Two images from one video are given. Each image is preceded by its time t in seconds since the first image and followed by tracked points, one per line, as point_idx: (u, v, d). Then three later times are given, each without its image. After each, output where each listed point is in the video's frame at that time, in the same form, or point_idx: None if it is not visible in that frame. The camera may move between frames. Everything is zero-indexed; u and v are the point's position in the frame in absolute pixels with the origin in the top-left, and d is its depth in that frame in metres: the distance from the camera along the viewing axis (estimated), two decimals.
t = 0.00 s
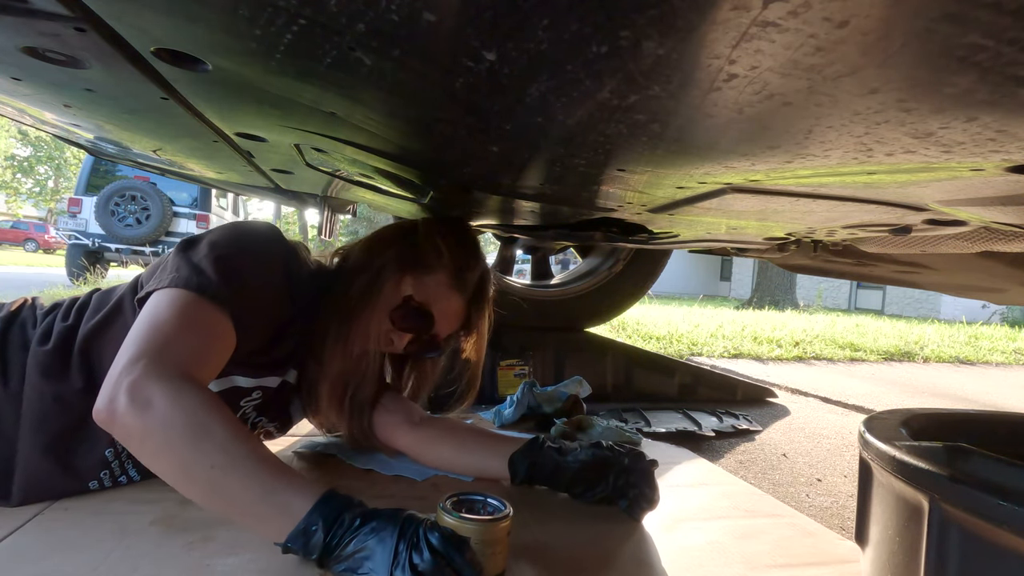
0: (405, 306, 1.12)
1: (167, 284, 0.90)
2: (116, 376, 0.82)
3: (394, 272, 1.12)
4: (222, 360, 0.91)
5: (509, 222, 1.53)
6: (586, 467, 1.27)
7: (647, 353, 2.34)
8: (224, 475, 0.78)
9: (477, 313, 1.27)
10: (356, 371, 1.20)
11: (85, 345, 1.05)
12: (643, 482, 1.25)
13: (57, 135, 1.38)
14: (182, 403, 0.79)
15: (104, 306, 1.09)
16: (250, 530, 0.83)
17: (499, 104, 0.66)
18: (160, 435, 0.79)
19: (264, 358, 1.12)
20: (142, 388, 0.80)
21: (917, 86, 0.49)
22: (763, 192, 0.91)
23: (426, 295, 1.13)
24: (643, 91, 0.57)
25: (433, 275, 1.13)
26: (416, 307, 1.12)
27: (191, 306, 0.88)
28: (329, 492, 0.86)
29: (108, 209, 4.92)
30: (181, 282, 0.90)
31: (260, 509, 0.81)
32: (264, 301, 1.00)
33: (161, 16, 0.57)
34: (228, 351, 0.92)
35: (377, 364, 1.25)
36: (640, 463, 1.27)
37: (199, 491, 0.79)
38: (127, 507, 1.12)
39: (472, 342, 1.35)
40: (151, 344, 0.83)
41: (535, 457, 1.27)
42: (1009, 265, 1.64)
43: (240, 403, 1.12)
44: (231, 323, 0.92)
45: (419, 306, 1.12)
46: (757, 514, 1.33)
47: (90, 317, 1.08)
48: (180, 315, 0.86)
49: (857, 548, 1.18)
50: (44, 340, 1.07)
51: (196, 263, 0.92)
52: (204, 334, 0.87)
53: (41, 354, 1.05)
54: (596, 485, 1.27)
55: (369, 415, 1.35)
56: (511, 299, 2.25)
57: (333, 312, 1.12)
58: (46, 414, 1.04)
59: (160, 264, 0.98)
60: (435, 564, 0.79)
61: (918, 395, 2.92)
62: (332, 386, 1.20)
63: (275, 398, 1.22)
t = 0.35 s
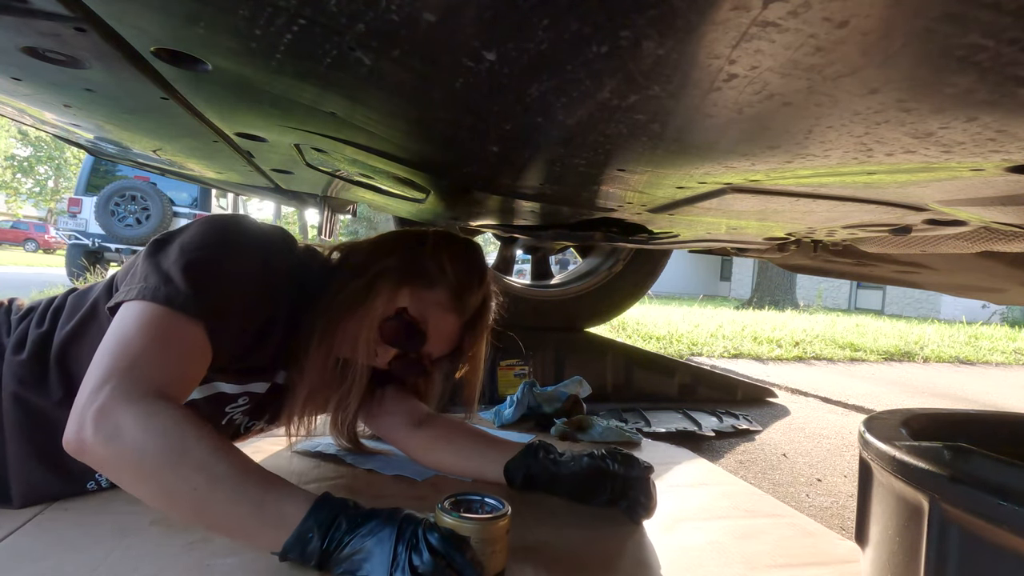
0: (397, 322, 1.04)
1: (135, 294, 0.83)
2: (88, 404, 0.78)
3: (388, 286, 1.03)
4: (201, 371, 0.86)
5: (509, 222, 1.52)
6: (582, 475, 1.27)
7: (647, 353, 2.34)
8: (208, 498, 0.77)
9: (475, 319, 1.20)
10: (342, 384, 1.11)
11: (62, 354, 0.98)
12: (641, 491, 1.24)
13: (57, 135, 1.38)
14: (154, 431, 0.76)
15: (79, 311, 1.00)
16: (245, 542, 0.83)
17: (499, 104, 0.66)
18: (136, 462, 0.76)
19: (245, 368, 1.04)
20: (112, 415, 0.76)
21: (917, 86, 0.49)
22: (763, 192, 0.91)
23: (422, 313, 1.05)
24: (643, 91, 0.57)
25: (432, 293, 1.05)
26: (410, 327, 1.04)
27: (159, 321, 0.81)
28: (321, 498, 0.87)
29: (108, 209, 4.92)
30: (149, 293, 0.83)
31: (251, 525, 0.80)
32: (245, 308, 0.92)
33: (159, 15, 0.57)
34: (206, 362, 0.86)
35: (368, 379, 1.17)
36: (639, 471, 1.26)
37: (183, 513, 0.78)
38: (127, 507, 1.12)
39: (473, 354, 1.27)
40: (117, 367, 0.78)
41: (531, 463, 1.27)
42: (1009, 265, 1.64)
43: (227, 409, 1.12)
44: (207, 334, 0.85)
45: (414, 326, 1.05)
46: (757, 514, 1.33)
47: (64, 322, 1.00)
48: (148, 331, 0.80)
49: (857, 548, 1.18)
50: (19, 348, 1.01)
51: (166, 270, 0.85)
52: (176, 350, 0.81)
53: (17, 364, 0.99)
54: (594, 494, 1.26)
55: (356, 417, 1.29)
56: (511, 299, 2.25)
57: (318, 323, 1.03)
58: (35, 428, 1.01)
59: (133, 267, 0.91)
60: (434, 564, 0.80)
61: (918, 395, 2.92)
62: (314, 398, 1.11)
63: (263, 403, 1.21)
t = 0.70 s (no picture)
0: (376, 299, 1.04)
1: (123, 308, 0.82)
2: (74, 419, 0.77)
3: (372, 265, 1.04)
4: (190, 386, 0.84)
5: (509, 222, 1.53)
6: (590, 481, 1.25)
7: (647, 353, 2.34)
8: (206, 509, 0.77)
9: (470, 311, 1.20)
10: (340, 389, 1.10)
11: (56, 365, 0.98)
12: (651, 504, 1.20)
13: (57, 135, 1.38)
14: (145, 447, 0.75)
15: (74, 319, 1.01)
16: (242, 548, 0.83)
17: (499, 104, 0.66)
18: (126, 481, 0.75)
19: (244, 377, 1.05)
20: (100, 435, 0.75)
21: (917, 86, 0.49)
22: (762, 192, 0.91)
23: (399, 285, 1.06)
24: (643, 91, 0.57)
25: (409, 265, 1.06)
26: (384, 295, 1.04)
27: (147, 336, 0.79)
28: (320, 499, 0.87)
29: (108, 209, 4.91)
30: (137, 308, 0.81)
31: (251, 532, 0.80)
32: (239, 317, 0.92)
33: (159, 14, 0.57)
34: (196, 376, 0.84)
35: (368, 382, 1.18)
36: (648, 483, 1.23)
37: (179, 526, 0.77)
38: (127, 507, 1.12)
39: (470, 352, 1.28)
40: (103, 386, 0.77)
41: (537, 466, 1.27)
42: (1009, 265, 1.64)
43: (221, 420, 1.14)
44: (197, 349, 0.83)
45: (390, 294, 1.05)
46: (757, 514, 1.33)
47: (60, 330, 1.00)
48: (135, 347, 0.79)
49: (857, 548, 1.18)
50: (14, 358, 1.01)
51: (156, 285, 0.83)
52: (164, 365, 0.79)
53: (10, 375, 0.98)
54: (602, 504, 1.24)
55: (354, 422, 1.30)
56: (511, 299, 2.25)
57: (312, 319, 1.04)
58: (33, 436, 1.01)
59: (123, 278, 0.90)
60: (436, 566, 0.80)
61: (918, 395, 2.92)
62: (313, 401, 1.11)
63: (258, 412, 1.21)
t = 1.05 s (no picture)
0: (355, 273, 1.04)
1: (130, 309, 0.83)
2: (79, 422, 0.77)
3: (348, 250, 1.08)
4: (193, 389, 0.86)
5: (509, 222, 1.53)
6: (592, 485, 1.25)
7: (647, 352, 2.34)
8: (208, 505, 0.73)
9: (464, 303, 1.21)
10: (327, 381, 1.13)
11: (61, 373, 0.98)
12: (651, 505, 1.20)
13: (57, 135, 1.38)
14: (149, 442, 0.74)
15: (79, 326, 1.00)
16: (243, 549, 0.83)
17: (499, 104, 0.66)
18: (130, 477, 0.74)
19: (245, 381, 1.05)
20: (104, 429, 0.75)
21: (916, 86, 0.49)
22: (762, 192, 0.91)
23: (382, 263, 1.06)
24: (643, 91, 0.57)
25: (390, 246, 1.08)
26: (367, 271, 1.04)
27: (154, 338, 0.81)
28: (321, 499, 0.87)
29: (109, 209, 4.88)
30: (144, 309, 0.83)
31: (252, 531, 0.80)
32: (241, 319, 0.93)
33: (158, 14, 0.56)
34: (198, 380, 0.86)
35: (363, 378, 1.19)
36: (648, 484, 1.23)
37: (183, 525, 0.73)
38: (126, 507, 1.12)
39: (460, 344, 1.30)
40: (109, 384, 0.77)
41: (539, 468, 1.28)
42: (1009, 265, 1.64)
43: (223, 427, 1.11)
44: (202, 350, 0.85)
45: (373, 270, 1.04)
46: (757, 514, 1.33)
47: (64, 338, 1.00)
48: (141, 348, 0.80)
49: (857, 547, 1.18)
50: (16, 364, 1.01)
51: (163, 286, 0.85)
52: (170, 367, 0.81)
53: (14, 379, 0.98)
54: (602, 504, 1.24)
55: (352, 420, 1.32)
56: (511, 299, 2.25)
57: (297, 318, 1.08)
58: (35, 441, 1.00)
59: (130, 283, 0.91)
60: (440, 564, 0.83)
61: (918, 395, 2.92)
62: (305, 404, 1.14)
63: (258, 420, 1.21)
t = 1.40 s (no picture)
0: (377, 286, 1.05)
1: (142, 320, 0.82)
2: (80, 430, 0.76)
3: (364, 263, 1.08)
4: (199, 398, 0.85)
5: (509, 222, 1.53)
6: (596, 486, 1.24)
7: (646, 352, 2.34)
8: (208, 507, 0.76)
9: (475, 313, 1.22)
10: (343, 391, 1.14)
11: (68, 379, 0.98)
12: (655, 505, 1.20)
13: (57, 135, 1.38)
14: (148, 450, 0.74)
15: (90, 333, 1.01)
16: (243, 551, 0.83)
17: (499, 104, 0.66)
18: (129, 484, 0.74)
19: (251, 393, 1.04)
20: (104, 438, 0.74)
21: (916, 86, 0.49)
22: (762, 192, 0.91)
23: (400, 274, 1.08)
24: (642, 91, 0.57)
25: (405, 258, 1.10)
26: (386, 282, 1.06)
27: (163, 351, 0.80)
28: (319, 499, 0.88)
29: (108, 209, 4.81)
30: (155, 322, 0.81)
31: (252, 532, 0.80)
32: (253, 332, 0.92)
33: (157, 14, 0.56)
34: (204, 390, 0.85)
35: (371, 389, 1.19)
36: (653, 484, 1.23)
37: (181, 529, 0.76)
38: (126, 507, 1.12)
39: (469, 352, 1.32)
40: (114, 394, 0.76)
41: (544, 470, 1.26)
42: (1009, 265, 1.64)
43: (230, 439, 1.10)
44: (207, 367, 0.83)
45: (391, 281, 1.06)
46: (757, 514, 1.33)
47: (74, 346, 1.00)
48: (148, 359, 0.79)
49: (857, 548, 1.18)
50: (26, 371, 1.01)
51: (175, 298, 0.84)
52: (174, 379, 0.80)
53: (22, 389, 0.98)
54: (604, 504, 1.25)
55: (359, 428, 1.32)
56: (511, 299, 2.25)
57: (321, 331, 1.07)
58: (39, 448, 1.01)
59: (145, 289, 0.91)
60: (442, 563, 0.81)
61: (918, 395, 2.92)
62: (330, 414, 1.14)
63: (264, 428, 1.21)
